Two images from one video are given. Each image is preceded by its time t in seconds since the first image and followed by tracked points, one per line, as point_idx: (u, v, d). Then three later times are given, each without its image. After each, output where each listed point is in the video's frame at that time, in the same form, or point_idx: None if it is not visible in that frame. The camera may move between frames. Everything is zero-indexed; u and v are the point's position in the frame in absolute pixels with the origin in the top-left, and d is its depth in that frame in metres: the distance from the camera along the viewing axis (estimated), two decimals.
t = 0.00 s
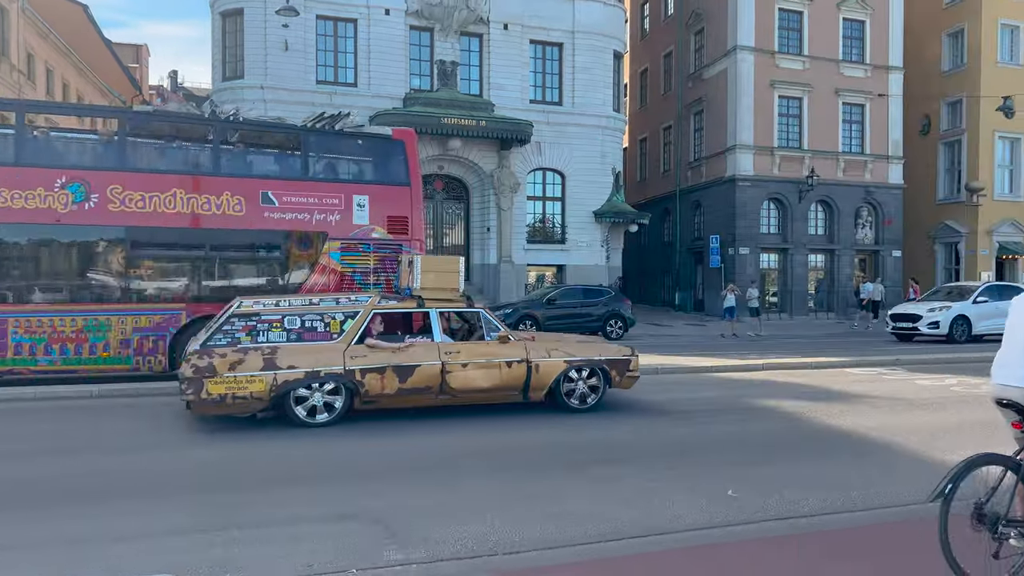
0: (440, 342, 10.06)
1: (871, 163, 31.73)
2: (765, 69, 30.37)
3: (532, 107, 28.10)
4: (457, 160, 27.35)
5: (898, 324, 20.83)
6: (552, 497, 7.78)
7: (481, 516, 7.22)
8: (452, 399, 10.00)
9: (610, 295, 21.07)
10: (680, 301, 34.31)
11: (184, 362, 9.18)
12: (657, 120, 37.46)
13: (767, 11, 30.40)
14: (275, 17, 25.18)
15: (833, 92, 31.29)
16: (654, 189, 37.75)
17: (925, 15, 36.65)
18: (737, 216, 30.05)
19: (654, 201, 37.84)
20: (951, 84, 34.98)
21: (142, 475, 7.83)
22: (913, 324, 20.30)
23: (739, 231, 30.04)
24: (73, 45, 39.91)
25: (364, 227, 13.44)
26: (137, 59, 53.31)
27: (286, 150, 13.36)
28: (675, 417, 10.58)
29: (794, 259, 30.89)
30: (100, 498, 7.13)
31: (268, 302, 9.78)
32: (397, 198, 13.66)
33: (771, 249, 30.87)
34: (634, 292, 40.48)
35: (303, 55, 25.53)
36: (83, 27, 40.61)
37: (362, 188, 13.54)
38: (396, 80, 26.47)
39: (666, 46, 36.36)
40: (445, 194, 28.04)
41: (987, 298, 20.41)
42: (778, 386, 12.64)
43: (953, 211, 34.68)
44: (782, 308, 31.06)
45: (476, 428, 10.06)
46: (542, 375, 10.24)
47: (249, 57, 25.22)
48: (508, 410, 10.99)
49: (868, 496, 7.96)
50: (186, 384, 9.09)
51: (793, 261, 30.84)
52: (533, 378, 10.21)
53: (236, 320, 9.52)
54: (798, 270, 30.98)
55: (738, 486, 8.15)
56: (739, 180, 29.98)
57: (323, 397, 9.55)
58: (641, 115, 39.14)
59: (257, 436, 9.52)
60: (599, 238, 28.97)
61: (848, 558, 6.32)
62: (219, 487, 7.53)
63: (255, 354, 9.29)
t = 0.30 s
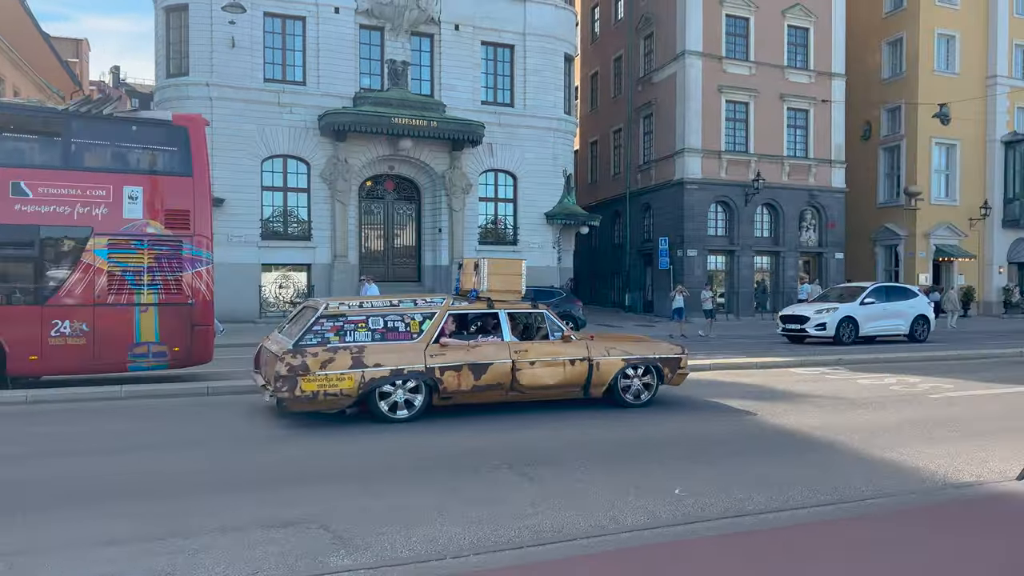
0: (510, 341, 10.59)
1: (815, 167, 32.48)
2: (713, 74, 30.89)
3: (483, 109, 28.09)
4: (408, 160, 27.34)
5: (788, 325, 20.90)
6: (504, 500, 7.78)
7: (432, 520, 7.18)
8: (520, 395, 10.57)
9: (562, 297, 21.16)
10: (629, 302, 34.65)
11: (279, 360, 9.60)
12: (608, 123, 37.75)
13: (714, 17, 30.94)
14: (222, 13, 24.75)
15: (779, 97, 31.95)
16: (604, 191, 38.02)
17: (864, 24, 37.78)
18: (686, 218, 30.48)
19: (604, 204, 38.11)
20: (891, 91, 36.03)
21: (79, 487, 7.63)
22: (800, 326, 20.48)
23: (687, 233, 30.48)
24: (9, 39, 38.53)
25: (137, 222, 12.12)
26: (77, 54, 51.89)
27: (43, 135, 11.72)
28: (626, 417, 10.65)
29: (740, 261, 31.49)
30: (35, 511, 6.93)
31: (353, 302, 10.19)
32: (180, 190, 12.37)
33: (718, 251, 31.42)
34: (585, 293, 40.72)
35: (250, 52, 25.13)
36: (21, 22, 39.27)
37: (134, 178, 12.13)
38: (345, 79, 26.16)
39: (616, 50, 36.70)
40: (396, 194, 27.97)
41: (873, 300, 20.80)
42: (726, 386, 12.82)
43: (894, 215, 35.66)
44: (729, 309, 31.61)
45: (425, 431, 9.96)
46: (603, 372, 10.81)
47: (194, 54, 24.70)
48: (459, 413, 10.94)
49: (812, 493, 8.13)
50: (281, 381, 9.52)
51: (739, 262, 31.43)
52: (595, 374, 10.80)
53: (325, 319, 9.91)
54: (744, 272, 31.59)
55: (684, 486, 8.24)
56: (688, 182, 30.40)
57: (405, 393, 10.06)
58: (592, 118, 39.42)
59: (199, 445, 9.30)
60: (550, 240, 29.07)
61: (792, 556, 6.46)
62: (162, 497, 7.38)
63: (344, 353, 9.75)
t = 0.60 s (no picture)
0: (566, 341, 11.11)
1: (760, 171, 33.12)
2: (662, 79, 31.29)
3: (434, 110, 28.00)
4: (358, 161, 27.15)
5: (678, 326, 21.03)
6: (453, 504, 7.72)
7: (379, 525, 7.09)
8: (575, 391, 11.09)
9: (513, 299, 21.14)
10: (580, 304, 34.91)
11: (359, 358, 9.89)
12: (558, 126, 37.97)
13: (663, 22, 31.33)
14: (165, 9, 24.21)
15: (725, 102, 32.48)
16: (555, 194, 38.24)
17: (808, 31, 38.73)
18: (635, 221, 30.81)
19: (555, 207, 38.33)
20: (832, 98, 37.00)
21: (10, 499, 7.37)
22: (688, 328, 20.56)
23: (636, 235, 30.80)
24: None
25: None
26: (12, 48, 50.29)
27: None
28: (576, 419, 10.67)
29: (688, 263, 31.99)
30: None
31: (422, 303, 10.56)
32: None
33: (666, 253, 31.87)
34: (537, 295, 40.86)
35: (195, 50, 24.64)
36: None
37: None
38: (293, 78, 25.83)
39: (567, 53, 36.92)
40: (345, 195, 27.75)
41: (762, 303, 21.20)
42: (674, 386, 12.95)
43: (836, 219, 36.60)
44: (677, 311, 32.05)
45: (374, 437, 9.85)
46: (650, 369, 11.45)
47: (136, 50, 24.09)
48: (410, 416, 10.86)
49: (757, 492, 8.26)
50: (364, 377, 9.82)
51: (687, 265, 31.93)
52: (642, 372, 11.41)
53: (399, 319, 10.26)
54: (692, 274, 32.10)
55: (632, 488, 8.31)
56: (637, 186, 30.76)
57: (472, 389, 10.48)
58: (543, 121, 39.58)
59: (140, 455, 9.05)
60: (502, 241, 29.12)
61: (736, 555, 6.54)
62: (98, 510, 7.17)
63: (420, 351, 10.12)
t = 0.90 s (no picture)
0: (608, 341, 11.61)
1: (706, 176, 33.69)
2: (610, 84, 31.63)
3: (383, 111, 27.81)
4: (305, 161, 26.87)
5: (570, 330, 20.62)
6: (401, 509, 7.65)
7: (322, 531, 6.98)
8: (616, 388, 11.56)
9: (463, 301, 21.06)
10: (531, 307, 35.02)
11: (423, 357, 10.34)
12: (508, 129, 38.11)
13: (611, 27, 31.66)
14: (105, 5, 23.57)
15: (673, 108, 32.95)
16: (506, 197, 38.33)
17: (753, 38, 39.56)
18: (585, 225, 31.07)
19: (506, 209, 38.42)
20: (776, 105, 37.86)
21: None
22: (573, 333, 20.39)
23: (586, 238, 31.03)
24: None
25: None
26: None
27: None
28: (526, 421, 10.64)
29: (636, 266, 32.44)
30: None
31: (477, 306, 11.02)
32: None
33: (615, 256, 32.21)
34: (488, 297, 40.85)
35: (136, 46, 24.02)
36: None
37: None
38: (239, 77, 25.41)
39: (517, 57, 37.07)
40: (292, 195, 27.38)
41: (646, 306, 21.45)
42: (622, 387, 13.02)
43: (779, 223, 37.46)
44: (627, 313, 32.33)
45: (321, 442, 9.70)
46: (685, 368, 11.94)
47: (74, 46, 23.41)
48: (359, 419, 10.72)
49: (702, 492, 8.36)
50: (427, 375, 10.26)
51: (635, 268, 32.33)
52: (679, 370, 11.91)
53: (458, 321, 10.70)
54: (640, 277, 32.53)
55: (580, 490, 8.34)
56: (587, 189, 31.03)
57: (525, 387, 10.95)
58: (493, 123, 39.65)
59: (75, 462, 8.76)
60: (453, 243, 29.06)
61: (678, 555, 6.60)
62: (29, 520, 6.91)
63: (478, 351, 10.58)
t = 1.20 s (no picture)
0: (636, 341, 12.27)
1: (653, 181, 34.16)
2: (558, 88, 31.86)
3: (330, 111, 27.50)
4: (250, 162, 26.43)
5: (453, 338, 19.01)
6: (344, 515, 7.55)
7: (263, 538, 6.85)
8: (642, 386, 12.22)
9: (412, 304, 20.94)
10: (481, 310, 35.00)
11: (472, 357, 10.95)
12: (457, 132, 38.11)
13: (559, 32, 31.89)
14: None
15: (620, 113, 33.33)
16: (455, 199, 38.27)
17: (698, 46, 40.32)
18: (534, 228, 31.19)
19: (455, 212, 38.35)
20: (721, 111, 38.61)
21: None
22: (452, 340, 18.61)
23: (535, 241, 31.14)
24: None
25: None
26: None
27: None
28: (472, 424, 10.60)
29: (584, 269, 32.66)
30: None
31: (517, 308, 11.62)
32: None
33: (564, 259, 32.39)
34: (438, 300, 40.69)
35: (72, 42, 23.31)
36: None
37: None
38: (181, 75, 24.89)
39: (466, 60, 37.10)
40: (236, 197, 26.86)
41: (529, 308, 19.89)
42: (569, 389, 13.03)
43: (724, 227, 38.18)
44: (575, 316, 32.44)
45: (264, 449, 9.51)
46: (703, 367, 12.67)
47: (4, 41, 22.63)
48: (303, 424, 10.54)
49: (646, 493, 8.44)
50: (476, 373, 10.88)
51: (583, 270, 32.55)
52: (697, 368, 12.64)
53: (501, 322, 11.31)
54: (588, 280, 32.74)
55: (525, 494, 8.34)
56: (536, 193, 31.17)
57: (563, 384, 11.58)
58: (442, 126, 39.58)
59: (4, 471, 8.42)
60: (401, 246, 28.87)
61: (620, 556, 6.64)
62: None
63: (520, 351, 11.20)
